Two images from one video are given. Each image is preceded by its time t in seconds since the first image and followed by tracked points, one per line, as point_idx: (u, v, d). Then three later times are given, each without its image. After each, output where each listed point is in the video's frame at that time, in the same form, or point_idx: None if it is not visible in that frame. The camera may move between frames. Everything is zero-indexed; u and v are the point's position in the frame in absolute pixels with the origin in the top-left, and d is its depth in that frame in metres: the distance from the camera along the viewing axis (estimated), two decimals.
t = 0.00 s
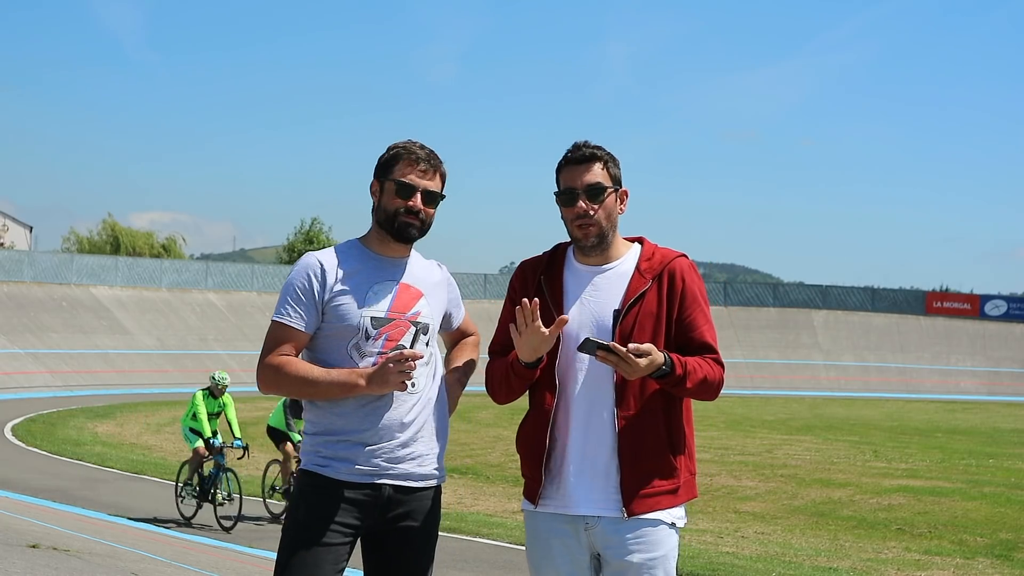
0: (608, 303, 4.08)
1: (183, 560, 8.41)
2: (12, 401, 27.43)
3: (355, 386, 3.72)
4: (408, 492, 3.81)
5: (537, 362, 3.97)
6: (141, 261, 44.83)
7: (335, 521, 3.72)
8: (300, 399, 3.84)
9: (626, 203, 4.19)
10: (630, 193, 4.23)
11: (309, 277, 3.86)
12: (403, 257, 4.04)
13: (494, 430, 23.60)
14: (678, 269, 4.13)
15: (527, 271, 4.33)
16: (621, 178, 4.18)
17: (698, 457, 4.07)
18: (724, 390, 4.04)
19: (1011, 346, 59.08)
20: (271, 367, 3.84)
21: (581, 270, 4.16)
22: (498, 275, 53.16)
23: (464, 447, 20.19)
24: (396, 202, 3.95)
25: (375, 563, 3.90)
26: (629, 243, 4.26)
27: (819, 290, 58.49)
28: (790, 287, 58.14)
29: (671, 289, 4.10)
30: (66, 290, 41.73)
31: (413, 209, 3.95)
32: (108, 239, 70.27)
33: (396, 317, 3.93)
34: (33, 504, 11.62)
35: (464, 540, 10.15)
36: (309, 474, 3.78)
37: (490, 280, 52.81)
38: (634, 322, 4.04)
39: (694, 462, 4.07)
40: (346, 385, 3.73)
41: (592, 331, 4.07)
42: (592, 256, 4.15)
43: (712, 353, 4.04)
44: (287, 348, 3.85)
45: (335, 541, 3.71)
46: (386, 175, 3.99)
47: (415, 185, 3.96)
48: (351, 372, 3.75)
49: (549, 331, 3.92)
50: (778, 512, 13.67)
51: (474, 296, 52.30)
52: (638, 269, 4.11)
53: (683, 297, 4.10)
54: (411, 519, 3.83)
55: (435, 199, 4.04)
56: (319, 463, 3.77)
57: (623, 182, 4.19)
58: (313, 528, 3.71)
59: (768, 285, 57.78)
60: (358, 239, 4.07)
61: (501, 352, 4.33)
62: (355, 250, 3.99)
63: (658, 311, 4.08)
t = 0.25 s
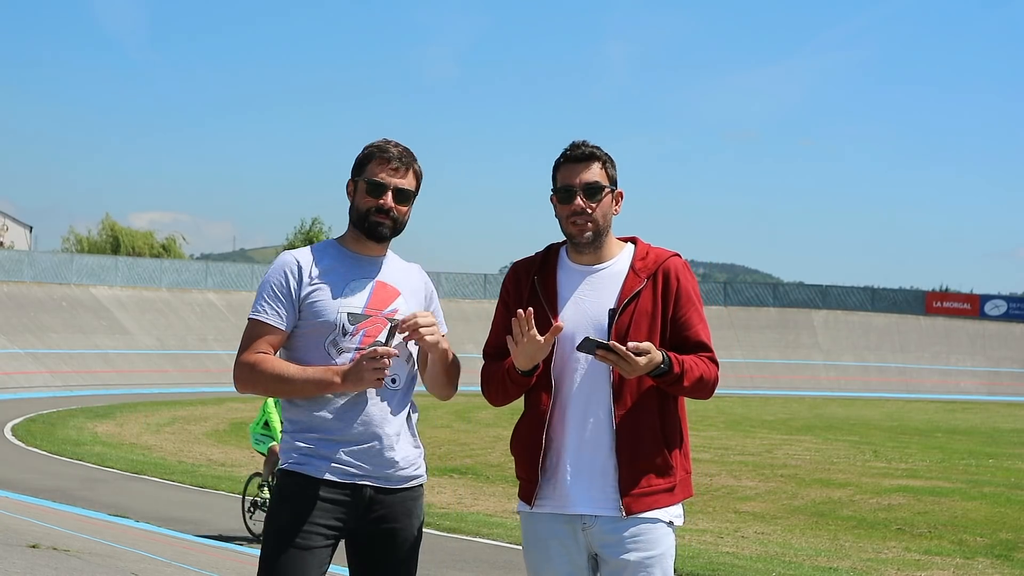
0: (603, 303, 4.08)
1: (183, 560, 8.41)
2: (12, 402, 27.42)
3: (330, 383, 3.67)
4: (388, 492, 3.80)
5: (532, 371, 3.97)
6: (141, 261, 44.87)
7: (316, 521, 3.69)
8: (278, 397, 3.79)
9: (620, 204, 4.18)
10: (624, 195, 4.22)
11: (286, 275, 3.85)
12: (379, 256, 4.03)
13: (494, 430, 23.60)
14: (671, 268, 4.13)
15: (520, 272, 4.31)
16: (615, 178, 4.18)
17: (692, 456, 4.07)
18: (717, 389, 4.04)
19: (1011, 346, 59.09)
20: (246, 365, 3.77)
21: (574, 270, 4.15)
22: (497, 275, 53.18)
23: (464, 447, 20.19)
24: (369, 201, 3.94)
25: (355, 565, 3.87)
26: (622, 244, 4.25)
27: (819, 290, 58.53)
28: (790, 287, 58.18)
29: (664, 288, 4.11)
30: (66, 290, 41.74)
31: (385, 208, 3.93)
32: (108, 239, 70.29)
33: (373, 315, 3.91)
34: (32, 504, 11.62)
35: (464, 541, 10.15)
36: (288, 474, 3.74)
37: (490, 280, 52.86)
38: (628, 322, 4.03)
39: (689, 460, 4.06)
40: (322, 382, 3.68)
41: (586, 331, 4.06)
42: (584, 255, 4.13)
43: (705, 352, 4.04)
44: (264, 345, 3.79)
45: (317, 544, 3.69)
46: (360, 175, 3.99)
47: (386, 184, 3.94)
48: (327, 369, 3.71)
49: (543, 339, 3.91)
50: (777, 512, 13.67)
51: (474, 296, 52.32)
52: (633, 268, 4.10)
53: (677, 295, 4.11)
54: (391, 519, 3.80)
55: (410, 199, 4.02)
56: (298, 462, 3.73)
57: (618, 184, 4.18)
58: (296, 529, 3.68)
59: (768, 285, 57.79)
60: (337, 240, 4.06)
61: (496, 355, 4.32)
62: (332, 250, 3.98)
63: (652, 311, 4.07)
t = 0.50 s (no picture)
0: (600, 304, 4.08)
1: (183, 560, 8.41)
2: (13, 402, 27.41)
3: (309, 382, 3.66)
4: (370, 489, 3.77)
5: (530, 372, 3.97)
6: (141, 261, 44.92)
7: (300, 519, 3.68)
8: (259, 397, 3.79)
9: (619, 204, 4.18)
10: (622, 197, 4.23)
11: (264, 275, 3.85)
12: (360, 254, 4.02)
13: (494, 430, 23.60)
14: (669, 269, 4.14)
15: (517, 273, 4.31)
16: (614, 178, 4.17)
17: (690, 456, 4.07)
18: (714, 389, 4.04)
19: (1011, 346, 59.08)
20: (226, 365, 3.78)
21: (572, 270, 4.15)
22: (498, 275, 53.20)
23: (464, 447, 20.19)
24: (349, 202, 3.91)
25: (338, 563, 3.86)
26: (618, 244, 4.25)
27: (819, 290, 58.55)
28: (790, 287, 58.18)
29: (661, 288, 4.11)
30: (66, 290, 41.74)
31: (365, 210, 3.90)
32: (108, 239, 70.27)
33: (352, 310, 3.90)
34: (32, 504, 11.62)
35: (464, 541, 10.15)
36: (270, 471, 3.73)
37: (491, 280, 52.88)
38: (625, 322, 4.04)
39: (688, 460, 4.06)
40: (300, 381, 3.67)
41: (582, 332, 4.06)
42: (582, 256, 4.13)
43: (703, 352, 4.04)
44: (243, 344, 3.80)
45: (303, 542, 3.68)
46: (339, 174, 3.94)
47: (368, 186, 3.90)
48: (305, 367, 3.69)
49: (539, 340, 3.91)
50: (778, 512, 13.67)
51: (474, 296, 52.33)
52: (630, 269, 4.11)
53: (674, 296, 4.11)
54: (374, 517, 3.78)
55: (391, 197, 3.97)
56: (278, 457, 3.73)
57: (618, 185, 4.18)
58: (280, 528, 3.67)
59: (768, 285, 57.79)
60: (317, 238, 4.05)
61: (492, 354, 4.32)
62: (312, 249, 3.97)
63: (650, 311, 4.08)
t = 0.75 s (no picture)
0: (603, 305, 4.08)
1: (183, 560, 8.40)
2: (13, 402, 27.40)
3: (298, 385, 3.65)
4: (361, 487, 3.77)
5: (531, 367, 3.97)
6: (141, 261, 44.96)
7: (290, 517, 3.68)
8: (250, 400, 3.80)
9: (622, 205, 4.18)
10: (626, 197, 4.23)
11: (251, 280, 3.85)
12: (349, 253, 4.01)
13: (494, 430, 23.58)
14: (671, 269, 4.13)
15: (519, 273, 4.31)
16: (616, 177, 4.17)
17: (691, 457, 4.07)
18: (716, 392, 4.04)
19: (1011, 346, 59.07)
20: (216, 371, 3.80)
21: (575, 270, 4.15)
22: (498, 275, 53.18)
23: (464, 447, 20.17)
24: (337, 201, 3.90)
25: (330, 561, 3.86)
26: (622, 244, 4.25)
27: (819, 289, 58.55)
28: (790, 287, 58.17)
29: (664, 289, 4.10)
30: (66, 290, 41.73)
31: (354, 209, 3.90)
32: (108, 239, 70.23)
33: (340, 311, 3.89)
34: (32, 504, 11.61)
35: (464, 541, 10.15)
36: (260, 469, 3.74)
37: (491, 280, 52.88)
38: (627, 324, 4.04)
39: (689, 461, 4.06)
40: (289, 385, 3.67)
41: (584, 333, 4.06)
42: (584, 256, 4.14)
43: (704, 354, 4.04)
44: (233, 349, 3.81)
45: (294, 539, 3.69)
46: (328, 174, 3.93)
47: (357, 186, 3.90)
48: (295, 371, 3.70)
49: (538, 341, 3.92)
50: (778, 512, 13.67)
51: (474, 296, 52.32)
52: (632, 270, 4.11)
53: (677, 298, 4.11)
54: (366, 515, 3.78)
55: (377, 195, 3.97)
56: (268, 455, 3.74)
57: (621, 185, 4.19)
58: (272, 527, 3.67)
59: (768, 285, 57.78)
60: (305, 238, 4.05)
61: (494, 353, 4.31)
62: (300, 249, 3.97)
63: (653, 312, 4.08)
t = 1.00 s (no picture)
0: (614, 303, 4.08)
1: (183, 560, 8.40)
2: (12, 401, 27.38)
3: (304, 388, 3.66)
4: (364, 485, 3.78)
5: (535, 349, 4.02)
6: (141, 261, 44.93)
7: (294, 517, 3.68)
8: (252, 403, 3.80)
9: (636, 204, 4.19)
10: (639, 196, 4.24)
11: (252, 282, 3.84)
12: (346, 252, 4.02)
13: (493, 430, 23.58)
14: (684, 270, 4.14)
15: (531, 271, 4.32)
16: (630, 176, 4.18)
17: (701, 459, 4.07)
18: (726, 394, 4.04)
19: (1011, 345, 59.07)
20: (218, 374, 3.78)
21: (586, 268, 4.15)
22: (498, 275, 53.18)
23: (464, 447, 20.17)
24: (349, 205, 3.90)
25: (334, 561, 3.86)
26: (633, 243, 4.25)
27: (819, 289, 58.59)
28: (790, 287, 58.20)
29: (677, 290, 4.11)
30: (66, 290, 41.72)
31: (367, 212, 3.92)
32: (107, 238, 70.20)
33: (342, 313, 3.90)
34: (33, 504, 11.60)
35: (465, 540, 10.15)
36: (262, 468, 3.74)
37: (491, 280, 52.87)
38: (638, 324, 4.04)
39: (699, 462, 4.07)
40: (295, 388, 3.67)
41: (594, 332, 4.05)
42: (596, 255, 4.14)
43: (715, 357, 4.05)
44: (235, 352, 3.79)
45: (298, 539, 3.69)
46: (334, 176, 3.91)
47: (367, 189, 3.92)
48: (299, 374, 3.70)
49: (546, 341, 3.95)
50: (778, 512, 13.67)
51: (474, 296, 52.32)
52: (645, 269, 4.11)
53: (689, 298, 4.11)
54: (371, 516, 3.79)
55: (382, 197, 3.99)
56: (272, 454, 3.74)
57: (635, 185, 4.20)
58: (274, 527, 3.67)
59: (768, 285, 57.79)
60: (302, 237, 4.05)
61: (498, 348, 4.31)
62: (298, 249, 3.97)
63: (664, 312, 4.08)
